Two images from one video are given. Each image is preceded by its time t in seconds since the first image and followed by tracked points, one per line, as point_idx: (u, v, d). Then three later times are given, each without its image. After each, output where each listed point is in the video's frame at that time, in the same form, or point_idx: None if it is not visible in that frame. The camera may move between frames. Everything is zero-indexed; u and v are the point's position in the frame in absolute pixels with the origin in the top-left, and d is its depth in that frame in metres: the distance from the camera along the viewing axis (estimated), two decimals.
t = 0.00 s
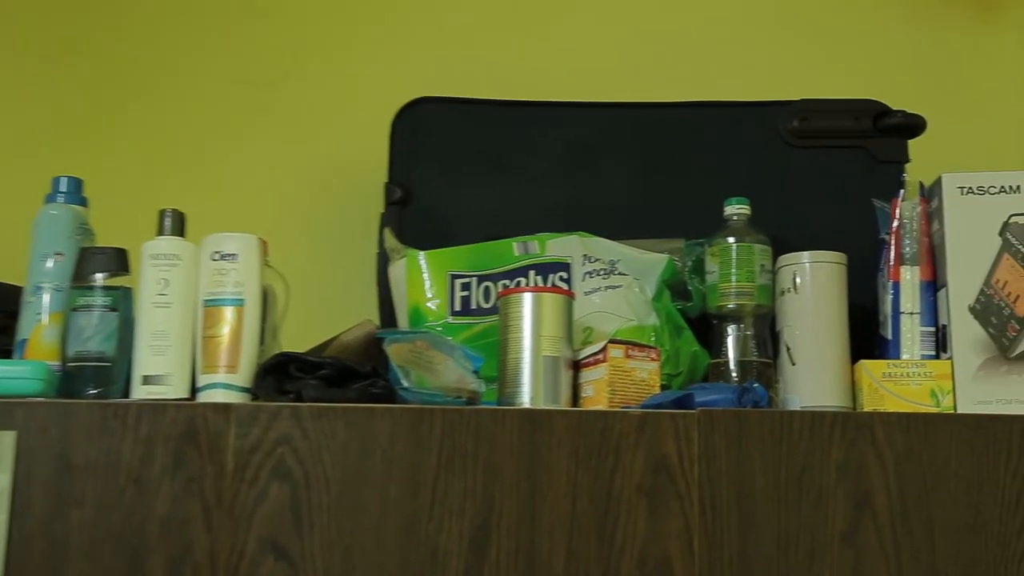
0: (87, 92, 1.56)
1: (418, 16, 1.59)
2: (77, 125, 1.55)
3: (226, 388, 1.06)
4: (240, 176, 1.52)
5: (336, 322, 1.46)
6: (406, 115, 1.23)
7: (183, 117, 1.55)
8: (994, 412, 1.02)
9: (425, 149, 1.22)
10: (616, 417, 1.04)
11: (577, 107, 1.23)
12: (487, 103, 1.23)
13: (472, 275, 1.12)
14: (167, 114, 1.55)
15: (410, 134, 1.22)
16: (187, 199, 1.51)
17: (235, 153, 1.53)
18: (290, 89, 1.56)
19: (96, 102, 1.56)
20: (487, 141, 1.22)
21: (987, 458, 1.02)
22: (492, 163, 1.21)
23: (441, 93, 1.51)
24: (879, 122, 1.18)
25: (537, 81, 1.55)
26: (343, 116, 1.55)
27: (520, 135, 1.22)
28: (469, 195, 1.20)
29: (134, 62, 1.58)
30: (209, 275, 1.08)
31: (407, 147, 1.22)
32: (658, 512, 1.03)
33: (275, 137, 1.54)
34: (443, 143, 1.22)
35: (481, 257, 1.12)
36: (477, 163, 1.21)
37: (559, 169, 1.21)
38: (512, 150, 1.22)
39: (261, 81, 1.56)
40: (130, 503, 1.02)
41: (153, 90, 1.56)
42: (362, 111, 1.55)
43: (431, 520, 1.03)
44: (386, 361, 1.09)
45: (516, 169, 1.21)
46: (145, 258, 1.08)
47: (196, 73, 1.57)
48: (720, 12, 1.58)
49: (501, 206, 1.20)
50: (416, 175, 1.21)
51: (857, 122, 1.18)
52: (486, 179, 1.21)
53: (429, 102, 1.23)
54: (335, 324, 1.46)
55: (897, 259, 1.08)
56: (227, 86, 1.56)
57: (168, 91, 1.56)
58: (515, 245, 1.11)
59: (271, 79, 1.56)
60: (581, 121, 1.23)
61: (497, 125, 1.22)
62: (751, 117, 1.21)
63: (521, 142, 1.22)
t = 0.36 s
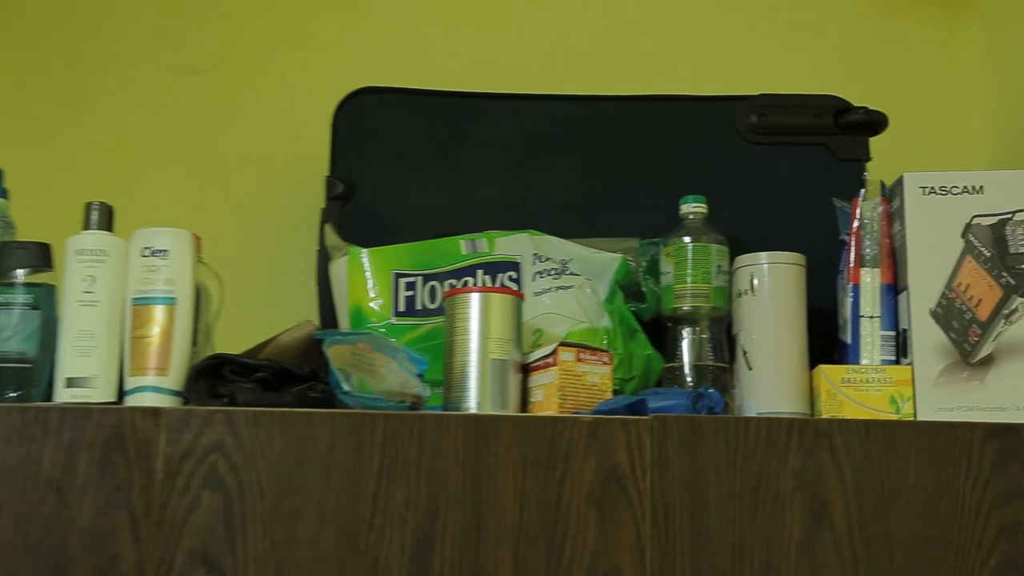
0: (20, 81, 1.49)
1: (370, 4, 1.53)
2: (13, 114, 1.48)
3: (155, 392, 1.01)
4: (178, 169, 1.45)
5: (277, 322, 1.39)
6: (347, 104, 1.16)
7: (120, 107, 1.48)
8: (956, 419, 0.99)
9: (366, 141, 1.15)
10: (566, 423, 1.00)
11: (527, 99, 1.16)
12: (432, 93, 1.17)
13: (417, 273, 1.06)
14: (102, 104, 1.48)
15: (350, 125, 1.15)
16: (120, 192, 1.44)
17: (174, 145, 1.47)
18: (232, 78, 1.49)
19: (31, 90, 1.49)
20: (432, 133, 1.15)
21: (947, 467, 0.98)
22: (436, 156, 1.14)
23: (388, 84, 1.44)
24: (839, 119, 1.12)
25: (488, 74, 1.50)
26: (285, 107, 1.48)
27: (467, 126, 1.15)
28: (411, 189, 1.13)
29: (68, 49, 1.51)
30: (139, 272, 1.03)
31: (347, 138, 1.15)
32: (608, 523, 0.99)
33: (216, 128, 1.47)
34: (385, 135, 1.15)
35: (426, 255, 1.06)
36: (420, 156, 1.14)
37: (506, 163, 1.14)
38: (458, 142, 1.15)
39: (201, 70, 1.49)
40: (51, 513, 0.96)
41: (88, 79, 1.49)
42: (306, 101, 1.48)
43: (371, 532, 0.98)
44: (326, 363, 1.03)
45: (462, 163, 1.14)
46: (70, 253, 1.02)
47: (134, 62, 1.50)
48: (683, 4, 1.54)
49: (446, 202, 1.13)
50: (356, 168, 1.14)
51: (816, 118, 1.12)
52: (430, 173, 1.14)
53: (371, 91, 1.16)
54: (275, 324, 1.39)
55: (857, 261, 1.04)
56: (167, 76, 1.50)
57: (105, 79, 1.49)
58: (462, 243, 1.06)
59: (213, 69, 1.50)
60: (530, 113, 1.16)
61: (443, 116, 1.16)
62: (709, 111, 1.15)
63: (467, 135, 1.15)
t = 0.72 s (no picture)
0: None
1: None
2: None
3: (81, 395, 0.96)
4: (117, 160, 1.40)
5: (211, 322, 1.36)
6: (285, 95, 1.08)
7: (55, 95, 1.42)
8: (909, 425, 0.96)
9: (303, 135, 1.07)
10: (510, 428, 0.96)
11: (474, 92, 1.09)
12: (374, 84, 1.09)
13: (357, 272, 1.02)
14: (33, 94, 1.41)
15: (288, 117, 1.07)
16: (54, 184, 1.38)
17: (112, 136, 1.41)
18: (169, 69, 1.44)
19: None
20: (374, 129, 1.08)
21: (900, 476, 0.95)
22: (378, 153, 1.07)
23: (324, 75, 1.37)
24: (794, 117, 1.07)
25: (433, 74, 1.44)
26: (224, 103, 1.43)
27: (410, 122, 1.08)
28: (350, 186, 1.06)
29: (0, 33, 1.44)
30: (65, 268, 0.98)
31: (283, 132, 1.06)
32: (553, 530, 0.95)
33: (157, 121, 1.42)
34: (324, 128, 1.07)
35: (368, 253, 1.02)
36: (360, 153, 1.07)
37: (450, 161, 1.07)
38: (399, 138, 1.08)
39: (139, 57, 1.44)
40: None
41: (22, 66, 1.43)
42: (249, 94, 1.43)
43: (308, 540, 0.94)
44: (262, 365, 0.99)
45: (405, 160, 1.07)
46: None
47: (68, 49, 1.44)
48: None
49: (386, 200, 1.06)
50: (291, 163, 1.06)
51: (770, 116, 1.07)
52: (369, 170, 1.06)
53: (309, 82, 1.08)
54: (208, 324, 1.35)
55: (810, 263, 1.01)
56: (105, 63, 1.44)
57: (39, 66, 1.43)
58: (404, 240, 1.01)
59: (155, 58, 1.45)
60: (477, 108, 1.08)
61: (386, 110, 1.08)
62: (665, 108, 1.09)
63: (410, 130, 1.08)
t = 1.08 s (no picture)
0: None
1: None
2: None
3: None
4: (35, 148, 1.29)
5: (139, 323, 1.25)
6: (219, 86, 1.04)
7: None
8: (863, 432, 0.93)
9: (238, 127, 1.02)
10: (451, 434, 0.92)
11: (417, 84, 1.05)
12: (312, 76, 1.04)
13: (293, 271, 0.97)
14: None
15: (221, 109, 1.03)
16: None
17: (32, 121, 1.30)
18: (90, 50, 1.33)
19: None
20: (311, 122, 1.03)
21: (853, 486, 0.92)
22: (314, 146, 1.02)
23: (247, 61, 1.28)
24: (748, 113, 1.03)
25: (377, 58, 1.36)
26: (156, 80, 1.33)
27: (348, 114, 1.03)
28: (285, 181, 1.02)
29: None
30: None
31: (216, 125, 1.02)
32: (496, 540, 0.91)
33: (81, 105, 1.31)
34: (259, 121, 1.03)
35: (305, 251, 0.97)
36: (296, 146, 1.02)
37: (389, 155, 1.03)
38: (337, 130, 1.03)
39: (55, 42, 1.33)
40: None
41: None
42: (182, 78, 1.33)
43: (238, 550, 0.89)
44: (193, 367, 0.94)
45: (343, 154, 1.03)
46: None
47: None
48: None
49: (322, 196, 1.01)
50: (223, 157, 1.02)
51: (725, 112, 1.03)
52: (305, 165, 1.02)
53: (245, 73, 1.03)
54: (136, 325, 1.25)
55: (764, 264, 0.97)
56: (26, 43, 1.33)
57: None
58: (343, 238, 0.97)
59: (80, 37, 1.34)
60: (419, 101, 1.04)
61: (324, 102, 1.04)
62: (615, 103, 1.05)
63: (348, 123, 1.03)
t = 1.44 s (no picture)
0: None
1: None
2: None
3: None
4: None
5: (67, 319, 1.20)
6: (154, 73, 0.98)
7: None
8: (826, 440, 0.89)
9: (174, 116, 0.97)
10: (397, 440, 0.87)
11: (363, 73, 1.00)
12: (254, 63, 0.99)
13: (231, 268, 0.93)
14: None
15: (157, 96, 0.98)
16: None
17: None
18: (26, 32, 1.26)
19: None
20: (252, 111, 0.98)
21: (816, 495, 0.88)
22: (255, 137, 0.98)
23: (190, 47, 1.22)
24: (708, 108, 1.00)
25: (333, 43, 1.30)
26: (95, 65, 1.27)
27: (291, 104, 0.99)
28: (223, 172, 0.97)
29: None
30: None
31: (150, 112, 0.97)
32: (443, 552, 0.86)
33: (14, 91, 1.25)
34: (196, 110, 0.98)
35: (245, 247, 0.93)
36: (237, 137, 0.98)
37: (333, 147, 0.98)
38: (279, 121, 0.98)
39: None
40: None
41: None
42: (121, 64, 1.28)
43: (171, 563, 0.83)
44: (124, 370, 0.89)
45: (286, 146, 0.98)
46: None
47: None
48: None
49: (263, 189, 0.97)
50: (158, 146, 0.97)
51: (683, 106, 1.00)
52: (245, 156, 0.97)
53: (182, 59, 0.98)
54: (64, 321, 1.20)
55: (725, 264, 0.94)
56: None
57: None
58: (284, 234, 0.92)
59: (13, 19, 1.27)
60: (366, 90, 1.00)
61: (265, 91, 0.99)
62: (572, 94, 1.01)
63: (291, 113, 0.99)
